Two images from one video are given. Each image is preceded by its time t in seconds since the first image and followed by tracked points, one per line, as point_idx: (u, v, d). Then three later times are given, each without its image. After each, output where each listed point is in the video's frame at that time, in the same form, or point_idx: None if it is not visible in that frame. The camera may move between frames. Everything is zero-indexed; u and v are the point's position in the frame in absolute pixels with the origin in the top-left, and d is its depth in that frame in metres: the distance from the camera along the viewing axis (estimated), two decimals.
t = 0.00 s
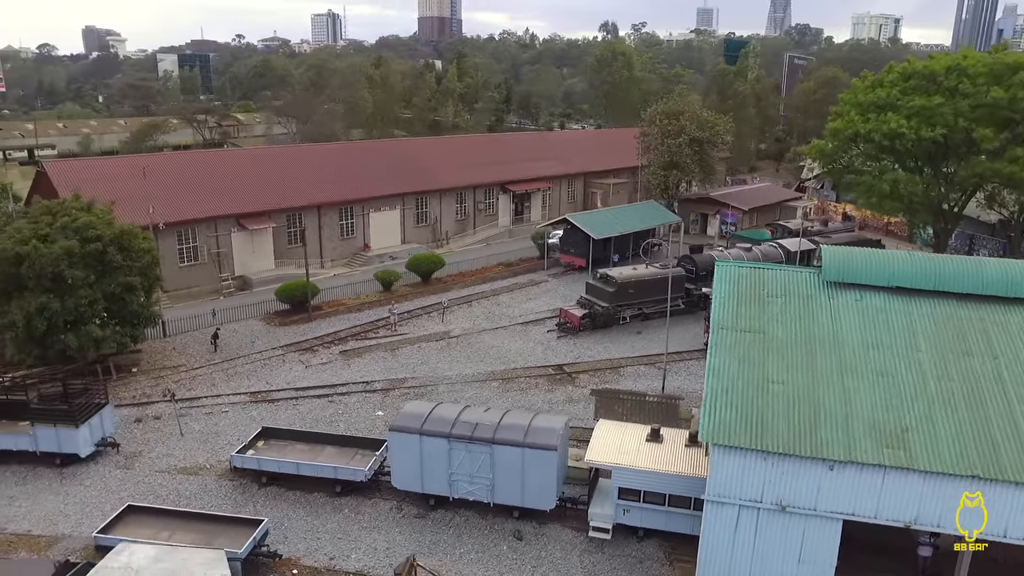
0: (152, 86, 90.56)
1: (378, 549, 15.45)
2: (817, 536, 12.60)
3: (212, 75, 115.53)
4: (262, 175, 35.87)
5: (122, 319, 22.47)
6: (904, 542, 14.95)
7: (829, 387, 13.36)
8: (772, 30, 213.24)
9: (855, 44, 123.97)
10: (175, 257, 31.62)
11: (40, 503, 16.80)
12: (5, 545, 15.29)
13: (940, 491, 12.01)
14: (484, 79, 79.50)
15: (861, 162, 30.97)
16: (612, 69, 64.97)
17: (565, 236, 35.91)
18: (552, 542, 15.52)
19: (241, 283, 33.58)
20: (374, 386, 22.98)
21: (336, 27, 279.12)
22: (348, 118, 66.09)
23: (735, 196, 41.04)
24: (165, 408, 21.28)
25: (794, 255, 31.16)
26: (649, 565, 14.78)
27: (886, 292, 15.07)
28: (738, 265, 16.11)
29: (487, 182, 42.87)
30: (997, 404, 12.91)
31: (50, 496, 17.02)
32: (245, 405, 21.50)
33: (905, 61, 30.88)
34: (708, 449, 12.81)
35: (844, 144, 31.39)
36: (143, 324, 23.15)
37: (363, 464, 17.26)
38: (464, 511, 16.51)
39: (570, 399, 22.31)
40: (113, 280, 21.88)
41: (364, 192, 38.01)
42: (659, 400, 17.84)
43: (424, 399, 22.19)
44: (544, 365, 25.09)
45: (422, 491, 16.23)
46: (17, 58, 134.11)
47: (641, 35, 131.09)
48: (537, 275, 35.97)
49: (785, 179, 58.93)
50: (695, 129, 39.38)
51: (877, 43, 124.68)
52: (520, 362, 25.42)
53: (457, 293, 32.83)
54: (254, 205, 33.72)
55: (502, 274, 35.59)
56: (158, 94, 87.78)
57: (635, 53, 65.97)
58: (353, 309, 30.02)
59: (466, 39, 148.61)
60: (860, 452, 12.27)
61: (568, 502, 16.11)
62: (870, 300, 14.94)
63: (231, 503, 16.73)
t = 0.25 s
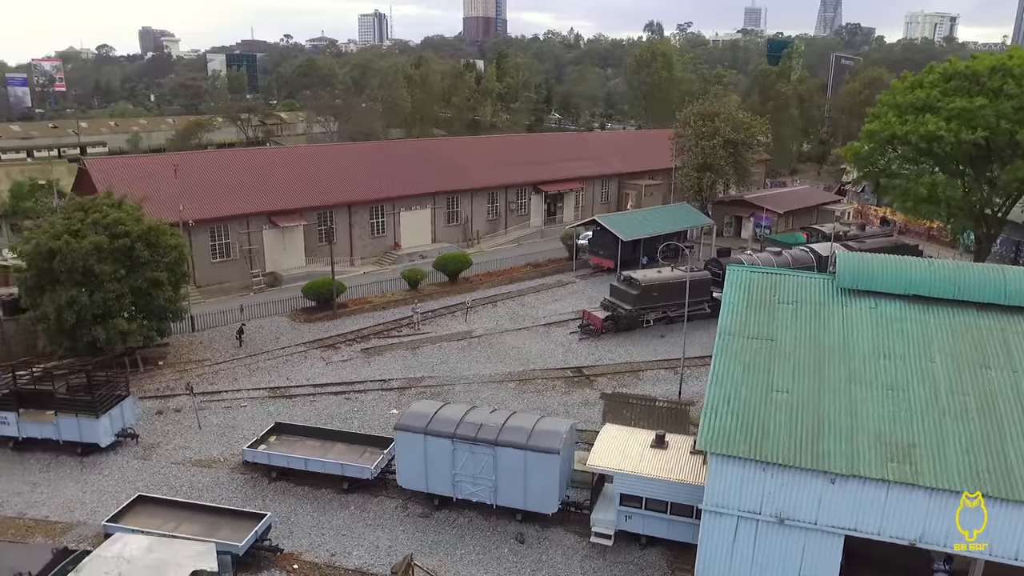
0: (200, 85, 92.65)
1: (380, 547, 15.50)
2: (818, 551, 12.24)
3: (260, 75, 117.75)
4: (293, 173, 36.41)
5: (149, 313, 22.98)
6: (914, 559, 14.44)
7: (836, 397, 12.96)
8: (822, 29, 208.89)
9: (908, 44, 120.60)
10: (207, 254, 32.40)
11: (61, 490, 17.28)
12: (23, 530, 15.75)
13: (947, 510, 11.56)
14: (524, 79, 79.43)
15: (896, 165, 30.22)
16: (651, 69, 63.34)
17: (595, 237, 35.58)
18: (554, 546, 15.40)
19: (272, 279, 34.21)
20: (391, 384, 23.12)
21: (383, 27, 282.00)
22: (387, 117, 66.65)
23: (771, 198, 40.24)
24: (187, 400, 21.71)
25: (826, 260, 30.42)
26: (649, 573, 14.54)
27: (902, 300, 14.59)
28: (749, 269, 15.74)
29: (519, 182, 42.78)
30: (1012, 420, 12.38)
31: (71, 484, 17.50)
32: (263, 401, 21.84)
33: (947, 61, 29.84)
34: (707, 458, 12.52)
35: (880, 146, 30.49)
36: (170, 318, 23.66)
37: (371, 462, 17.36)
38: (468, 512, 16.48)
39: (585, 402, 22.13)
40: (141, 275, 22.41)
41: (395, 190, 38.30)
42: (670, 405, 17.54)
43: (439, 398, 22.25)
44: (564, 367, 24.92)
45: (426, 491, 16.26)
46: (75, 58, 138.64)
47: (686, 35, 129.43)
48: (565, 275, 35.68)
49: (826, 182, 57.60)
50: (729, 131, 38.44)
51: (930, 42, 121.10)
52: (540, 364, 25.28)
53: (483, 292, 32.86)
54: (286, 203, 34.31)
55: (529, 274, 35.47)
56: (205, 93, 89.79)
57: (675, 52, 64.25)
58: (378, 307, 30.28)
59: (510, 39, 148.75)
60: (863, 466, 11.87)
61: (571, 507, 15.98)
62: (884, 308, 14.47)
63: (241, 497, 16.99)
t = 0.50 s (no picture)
0: (243, 85, 94.38)
1: (380, 545, 15.58)
2: (814, 564, 11.93)
3: (302, 75, 119.48)
4: (322, 172, 36.87)
5: (172, 308, 23.50)
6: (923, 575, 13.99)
7: (838, 406, 12.61)
8: (871, 28, 204.21)
9: (959, 43, 117.10)
10: (236, 250, 33.16)
11: (77, 478, 17.69)
12: (38, 516, 16.18)
13: (948, 527, 11.17)
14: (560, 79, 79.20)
15: (929, 166, 29.29)
16: (688, 70, 62.25)
17: (621, 240, 35.05)
18: (554, 549, 15.28)
19: (299, 276, 34.72)
20: (405, 383, 23.23)
21: (426, 27, 283.89)
22: (422, 117, 67.02)
23: (804, 201, 39.41)
24: (205, 394, 22.10)
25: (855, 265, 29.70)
26: None
27: (914, 308, 14.14)
28: (758, 274, 15.41)
29: (548, 182, 42.62)
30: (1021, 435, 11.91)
31: (88, 472, 17.92)
32: (280, 395, 22.13)
33: (987, 60, 28.82)
34: (701, 466, 12.28)
35: (913, 148, 29.64)
36: (191, 313, 24.15)
37: (376, 459, 17.45)
38: (469, 513, 16.46)
39: (599, 404, 21.93)
40: (163, 271, 22.87)
41: (422, 189, 38.49)
42: (677, 410, 17.29)
43: (453, 397, 22.28)
44: (580, 369, 24.73)
45: (427, 490, 16.28)
46: (127, 58, 142.41)
47: (728, 35, 127.58)
48: (591, 276, 35.36)
49: (865, 185, 56.22)
50: (762, 132, 37.75)
51: (983, 41, 117.42)
52: (557, 365, 25.14)
53: (506, 292, 32.83)
54: (314, 202, 34.80)
55: (554, 274, 35.31)
56: (248, 92, 91.41)
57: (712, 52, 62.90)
58: (401, 306, 30.47)
59: (550, 38, 148.51)
60: (861, 479, 11.52)
61: (571, 510, 15.85)
62: (895, 317, 14.04)
63: (248, 491, 17.23)
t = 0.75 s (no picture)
0: (284, 85, 95.91)
1: (379, 543, 15.65)
2: None
3: (342, 75, 120.96)
4: (349, 172, 37.29)
5: (193, 303, 24.03)
6: None
7: (837, 416, 12.28)
8: (922, 27, 199.01)
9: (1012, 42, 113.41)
10: (263, 247, 33.75)
11: (92, 468, 18.13)
12: (52, 504, 16.62)
13: (945, 543, 10.82)
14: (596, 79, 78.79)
15: (962, 169, 28.27)
16: (722, 69, 61.08)
17: (645, 242, 34.55)
18: (552, 553, 15.18)
19: (324, 274, 35.18)
20: (419, 382, 23.33)
21: (467, 27, 285.04)
22: (456, 117, 67.28)
23: (836, 204, 38.56)
24: (222, 388, 22.48)
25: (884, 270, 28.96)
26: None
27: (922, 316, 13.72)
28: (763, 278, 15.10)
29: (576, 182, 42.36)
30: None
31: (103, 462, 18.35)
32: (294, 391, 22.41)
33: None
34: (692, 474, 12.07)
35: (947, 150, 28.72)
36: (212, 308, 24.62)
37: (379, 456, 17.56)
38: (470, 514, 16.45)
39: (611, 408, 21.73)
40: (185, 267, 23.31)
41: (449, 189, 38.62)
42: (682, 414, 17.03)
43: (464, 398, 22.30)
44: (595, 371, 24.54)
45: (428, 489, 16.29)
46: (174, 58, 145.81)
47: (770, 35, 125.63)
48: (614, 279, 34.96)
49: (905, 188, 54.83)
50: (793, 134, 37.02)
51: None
52: (572, 367, 24.99)
53: (528, 293, 32.73)
54: (340, 201, 35.24)
55: (578, 275, 35.09)
56: (288, 91, 92.80)
57: (748, 51, 61.59)
58: (421, 305, 30.66)
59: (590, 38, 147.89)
60: (856, 491, 11.20)
61: (570, 513, 15.73)
62: (903, 325, 13.63)
63: (255, 485, 17.48)
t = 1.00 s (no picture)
0: (322, 84, 97.21)
1: (377, 540, 15.73)
2: None
3: (380, 74, 122.09)
4: (375, 171, 37.60)
5: (213, 299, 24.47)
6: None
7: (834, 425, 11.97)
8: (972, 27, 193.63)
9: None
10: (288, 244, 34.24)
11: (107, 458, 18.54)
12: (65, 491, 17.03)
13: (939, 559, 10.46)
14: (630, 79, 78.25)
15: (997, 171, 27.36)
16: (757, 70, 60.28)
17: (668, 243, 34.07)
18: (548, 555, 15.08)
19: (348, 272, 35.57)
20: (431, 380, 23.41)
21: (506, 27, 285.43)
22: (488, 116, 67.39)
23: (869, 208, 37.67)
24: (238, 383, 22.83)
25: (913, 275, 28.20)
26: None
27: (930, 324, 13.29)
28: (768, 283, 14.79)
29: (602, 182, 42.04)
30: None
31: (117, 453, 18.73)
32: (308, 387, 22.67)
33: None
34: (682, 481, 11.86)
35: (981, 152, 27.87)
36: (231, 304, 25.01)
37: (382, 454, 17.66)
38: (469, 514, 16.42)
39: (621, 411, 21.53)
40: (204, 263, 23.72)
41: (474, 188, 38.68)
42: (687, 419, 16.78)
43: (475, 397, 22.29)
44: (610, 373, 24.34)
45: (428, 488, 16.33)
46: (219, 58, 148.88)
47: (812, 34, 123.51)
48: (637, 280, 34.64)
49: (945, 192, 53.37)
50: (823, 135, 36.29)
51: None
52: (586, 368, 24.82)
53: (549, 293, 32.60)
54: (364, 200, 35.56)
55: (600, 276, 34.83)
56: (325, 91, 94.00)
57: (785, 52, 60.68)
58: (441, 304, 30.78)
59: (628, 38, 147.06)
60: (848, 503, 10.90)
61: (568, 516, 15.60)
62: (909, 334, 13.22)
63: (261, 480, 17.71)
